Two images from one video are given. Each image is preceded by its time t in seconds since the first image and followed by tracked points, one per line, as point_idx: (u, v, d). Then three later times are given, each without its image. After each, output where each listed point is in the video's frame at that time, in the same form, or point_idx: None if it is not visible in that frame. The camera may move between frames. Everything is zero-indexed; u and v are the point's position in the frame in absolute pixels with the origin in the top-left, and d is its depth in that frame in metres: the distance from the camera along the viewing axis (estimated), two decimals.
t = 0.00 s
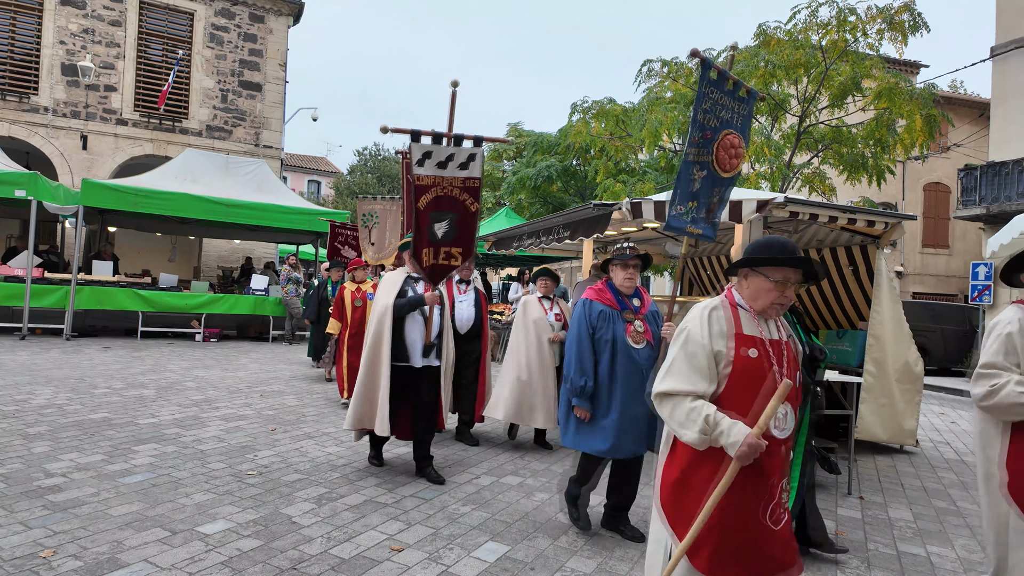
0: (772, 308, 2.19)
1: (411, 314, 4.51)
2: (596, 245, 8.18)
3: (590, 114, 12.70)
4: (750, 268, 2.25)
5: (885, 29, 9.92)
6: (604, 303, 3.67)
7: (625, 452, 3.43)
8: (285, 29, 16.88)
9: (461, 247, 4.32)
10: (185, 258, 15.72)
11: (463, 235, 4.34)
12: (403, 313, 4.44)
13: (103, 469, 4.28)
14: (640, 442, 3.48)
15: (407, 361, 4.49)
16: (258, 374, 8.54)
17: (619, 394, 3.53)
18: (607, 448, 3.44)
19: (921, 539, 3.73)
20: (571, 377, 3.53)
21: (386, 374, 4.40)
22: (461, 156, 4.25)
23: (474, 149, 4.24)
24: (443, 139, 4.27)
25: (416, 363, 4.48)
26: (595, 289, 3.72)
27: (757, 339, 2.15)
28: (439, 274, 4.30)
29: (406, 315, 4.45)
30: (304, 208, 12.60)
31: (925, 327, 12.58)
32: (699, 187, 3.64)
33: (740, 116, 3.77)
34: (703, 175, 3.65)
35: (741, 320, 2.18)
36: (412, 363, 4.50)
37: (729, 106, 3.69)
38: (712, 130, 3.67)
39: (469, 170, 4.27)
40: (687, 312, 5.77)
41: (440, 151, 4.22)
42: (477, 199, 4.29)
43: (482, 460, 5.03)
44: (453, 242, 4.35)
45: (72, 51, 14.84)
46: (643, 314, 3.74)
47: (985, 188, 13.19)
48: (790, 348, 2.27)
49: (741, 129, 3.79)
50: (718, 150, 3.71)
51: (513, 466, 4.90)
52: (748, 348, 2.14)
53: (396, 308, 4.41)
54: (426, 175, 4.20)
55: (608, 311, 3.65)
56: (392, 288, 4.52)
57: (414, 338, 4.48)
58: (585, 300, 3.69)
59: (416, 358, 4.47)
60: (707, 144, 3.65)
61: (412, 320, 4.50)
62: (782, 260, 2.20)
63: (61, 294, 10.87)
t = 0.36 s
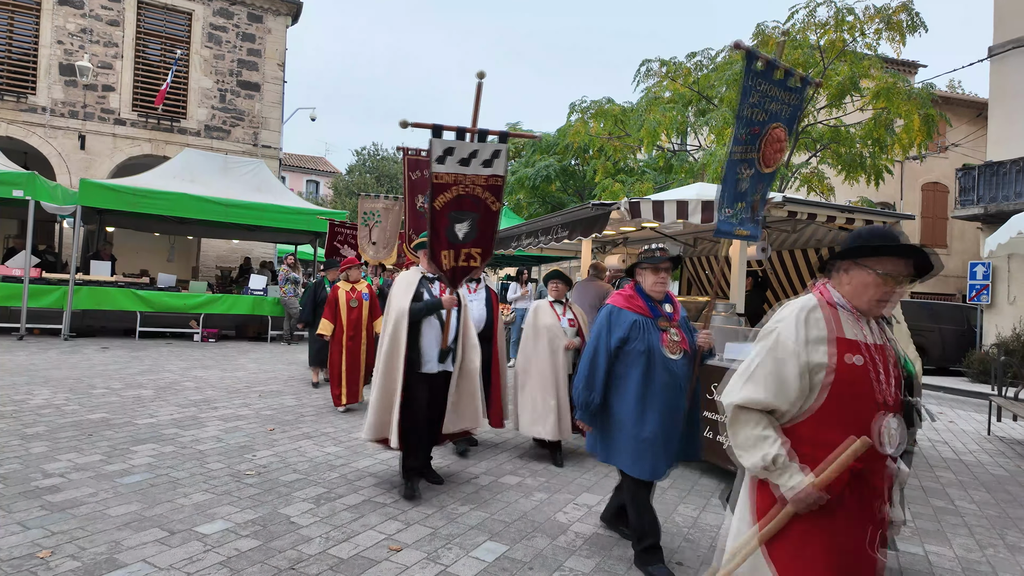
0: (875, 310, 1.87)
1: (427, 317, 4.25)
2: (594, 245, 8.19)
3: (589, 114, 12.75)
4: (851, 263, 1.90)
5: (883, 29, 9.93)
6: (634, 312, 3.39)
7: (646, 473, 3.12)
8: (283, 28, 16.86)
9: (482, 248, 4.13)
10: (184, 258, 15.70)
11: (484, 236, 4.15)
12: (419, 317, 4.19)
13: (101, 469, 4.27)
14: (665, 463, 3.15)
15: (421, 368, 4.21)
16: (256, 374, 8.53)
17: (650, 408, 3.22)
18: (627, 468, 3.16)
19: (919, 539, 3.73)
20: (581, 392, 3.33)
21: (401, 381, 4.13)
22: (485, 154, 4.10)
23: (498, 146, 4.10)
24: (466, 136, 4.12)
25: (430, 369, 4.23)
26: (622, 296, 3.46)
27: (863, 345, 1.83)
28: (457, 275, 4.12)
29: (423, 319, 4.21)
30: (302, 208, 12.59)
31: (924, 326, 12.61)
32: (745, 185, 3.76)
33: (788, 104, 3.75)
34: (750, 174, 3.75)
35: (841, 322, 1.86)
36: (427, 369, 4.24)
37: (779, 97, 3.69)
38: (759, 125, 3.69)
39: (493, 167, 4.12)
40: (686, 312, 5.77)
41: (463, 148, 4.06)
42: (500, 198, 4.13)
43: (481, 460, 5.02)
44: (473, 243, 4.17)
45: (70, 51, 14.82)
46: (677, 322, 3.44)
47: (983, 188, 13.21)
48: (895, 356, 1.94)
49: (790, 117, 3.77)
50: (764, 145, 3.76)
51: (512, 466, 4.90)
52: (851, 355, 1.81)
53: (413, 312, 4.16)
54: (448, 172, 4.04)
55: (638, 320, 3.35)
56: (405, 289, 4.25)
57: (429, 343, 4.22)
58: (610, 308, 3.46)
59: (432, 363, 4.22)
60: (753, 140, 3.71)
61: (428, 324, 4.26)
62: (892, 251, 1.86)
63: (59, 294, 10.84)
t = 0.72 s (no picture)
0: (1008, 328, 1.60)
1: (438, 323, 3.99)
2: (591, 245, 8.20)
3: (586, 114, 12.78)
4: (967, 273, 1.64)
5: (880, 29, 9.95)
6: (673, 311, 3.01)
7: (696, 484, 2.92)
8: (281, 28, 16.83)
9: (500, 246, 3.79)
10: (181, 258, 15.67)
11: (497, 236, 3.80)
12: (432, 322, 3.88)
13: (97, 470, 4.26)
14: (709, 474, 2.96)
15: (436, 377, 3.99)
16: (253, 375, 8.51)
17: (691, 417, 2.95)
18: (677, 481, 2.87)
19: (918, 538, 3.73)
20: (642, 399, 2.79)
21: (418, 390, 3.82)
22: (500, 144, 3.72)
23: (514, 134, 3.71)
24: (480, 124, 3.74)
25: (444, 378, 4.01)
26: (658, 294, 3.05)
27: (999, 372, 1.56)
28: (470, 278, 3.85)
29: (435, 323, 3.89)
30: (300, 208, 12.56)
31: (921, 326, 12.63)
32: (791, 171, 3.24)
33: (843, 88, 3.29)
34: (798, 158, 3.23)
35: (967, 345, 1.59)
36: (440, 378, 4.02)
37: (832, 78, 3.21)
38: (811, 105, 3.20)
39: (509, 159, 3.73)
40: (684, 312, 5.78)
41: (477, 138, 3.69)
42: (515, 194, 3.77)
43: (480, 460, 5.02)
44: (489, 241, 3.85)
45: (67, 51, 14.78)
46: (712, 323, 3.14)
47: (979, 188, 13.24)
48: None
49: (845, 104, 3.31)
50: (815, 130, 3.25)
51: (510, 466, 4.90)
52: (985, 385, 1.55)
53: (425, 317, 3.85)
54: (461, 166, 3.68)
55: (677, 321, 2.98)
56: (416, 294, 3.93)
57: (442, 349, 3.99)
58: (647, 306, 3.01)
59: (446, 372, 4.00)
60: (804, 122, 3.20)
61: (438, 330, 4.01)
62: None
63: (55, 294, 10.81)
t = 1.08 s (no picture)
0: None
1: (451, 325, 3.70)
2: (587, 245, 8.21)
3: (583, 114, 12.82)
4: None
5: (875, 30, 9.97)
6: (728, 315, 2.71)
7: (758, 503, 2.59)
8: (277, 28, 16.78)
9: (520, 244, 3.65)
10: (176, 258, 15.62)
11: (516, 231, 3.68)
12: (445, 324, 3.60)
13: (91, 471, 4.24)
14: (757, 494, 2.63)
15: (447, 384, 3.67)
16: (249, 375, 8.48)
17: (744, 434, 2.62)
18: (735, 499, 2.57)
19: (911, 537, 3.75)
20: (703, 408, 2.52)
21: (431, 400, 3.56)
22: (523, 135, 3.64)
23: (537, 126, 3.64)
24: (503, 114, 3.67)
25: (456, 385, 3.68)
26: (712, 295, 2.75)
27: None
28: (487, 277, 3.64)
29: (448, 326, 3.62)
30: (296, 208, 12.54)
31: (916, 326, 12.68)
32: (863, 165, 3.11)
33: (915, 77, 3.18)
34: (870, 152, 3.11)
35: None
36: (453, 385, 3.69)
37: (906, 66, 3.09)
38: (887, 95, 3.06)
39: (532, 151, 3.65)
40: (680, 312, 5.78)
41: (500, 127, 3.60)
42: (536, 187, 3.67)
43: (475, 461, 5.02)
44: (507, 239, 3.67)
45: (61, 50, 14.71)
46: (770, 330, 2.82)
47: (974, 188, 13.28)
48: None
49: (915, 96, 3.21)
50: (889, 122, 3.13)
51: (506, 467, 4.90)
52: None
53: (439, 318, 3.58)
54: (484, 157, 3.59)
55: (733, 324, 2.69)
56: (429, 294, 3.64)
57: (453, 355, 3.68)
58: (700, 307, 2.73)
59: (457, 379, 3.67)
60: (881, 112, 3.06)
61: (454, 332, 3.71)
62: None
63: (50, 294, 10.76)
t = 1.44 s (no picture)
0: None
1: (480, 331, 3.46)
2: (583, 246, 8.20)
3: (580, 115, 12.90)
4: None
5: (870, 31, 10.02)
6: (782, 324, 2.43)
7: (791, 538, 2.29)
8: (272, 28, 16.74)
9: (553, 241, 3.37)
10: (171, 258, 15.57)
11: (554, 230, 3.39)
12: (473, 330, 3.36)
13: (85, 472, 4.22)
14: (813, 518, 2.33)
15: (475, 394, 3.43)
16: (244, 376, 8.45)
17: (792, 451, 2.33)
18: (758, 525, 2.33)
19: (906, 536, 3.76)
20: (708, 425, 2.33)
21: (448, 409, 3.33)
22: (560, 127, 3.41)
23: (577, 116, 3.42)
24: (539, 106, 3.45)
25: (485, 396, 3.43)
26: (762, 301, 2.47)
27: None
28: (522, 279, 3.35)
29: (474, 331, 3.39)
30: (291, 208, 12.51)
31: (911, 326, 12.73)
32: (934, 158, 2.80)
33: (983, 62, 2.95)
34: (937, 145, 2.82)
35: None
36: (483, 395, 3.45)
37: (972, 49, 2.85)
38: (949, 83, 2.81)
39: (570, 145, 3.43)
40: (675, 313, 5.81)
41: (535, 117, 3.37)
42: (575, 184, 3.42)
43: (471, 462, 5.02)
44: (540, 237, 3.38)
45: (56, 49, 14.64)
46: (827, 338, 2.57)
47: (968, 188, 13.18)
48: None
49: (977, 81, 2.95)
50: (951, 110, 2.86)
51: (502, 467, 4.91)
52: None
53: (465, 323, 3.34)
54: (516, 147, 3.34)
55: (785, 334, 2.40)
56: (459, 295, 3.43)
57: (482, 364, 3.44)
58: (746, 315, 2.46)
59: (485, 389, 3.42)
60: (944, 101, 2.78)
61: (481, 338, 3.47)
62: None
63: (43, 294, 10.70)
